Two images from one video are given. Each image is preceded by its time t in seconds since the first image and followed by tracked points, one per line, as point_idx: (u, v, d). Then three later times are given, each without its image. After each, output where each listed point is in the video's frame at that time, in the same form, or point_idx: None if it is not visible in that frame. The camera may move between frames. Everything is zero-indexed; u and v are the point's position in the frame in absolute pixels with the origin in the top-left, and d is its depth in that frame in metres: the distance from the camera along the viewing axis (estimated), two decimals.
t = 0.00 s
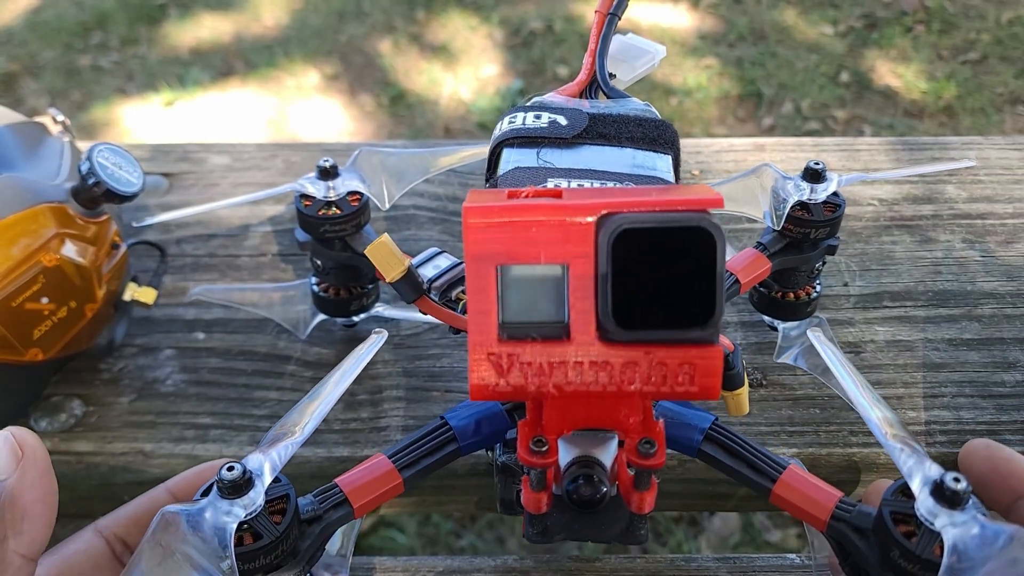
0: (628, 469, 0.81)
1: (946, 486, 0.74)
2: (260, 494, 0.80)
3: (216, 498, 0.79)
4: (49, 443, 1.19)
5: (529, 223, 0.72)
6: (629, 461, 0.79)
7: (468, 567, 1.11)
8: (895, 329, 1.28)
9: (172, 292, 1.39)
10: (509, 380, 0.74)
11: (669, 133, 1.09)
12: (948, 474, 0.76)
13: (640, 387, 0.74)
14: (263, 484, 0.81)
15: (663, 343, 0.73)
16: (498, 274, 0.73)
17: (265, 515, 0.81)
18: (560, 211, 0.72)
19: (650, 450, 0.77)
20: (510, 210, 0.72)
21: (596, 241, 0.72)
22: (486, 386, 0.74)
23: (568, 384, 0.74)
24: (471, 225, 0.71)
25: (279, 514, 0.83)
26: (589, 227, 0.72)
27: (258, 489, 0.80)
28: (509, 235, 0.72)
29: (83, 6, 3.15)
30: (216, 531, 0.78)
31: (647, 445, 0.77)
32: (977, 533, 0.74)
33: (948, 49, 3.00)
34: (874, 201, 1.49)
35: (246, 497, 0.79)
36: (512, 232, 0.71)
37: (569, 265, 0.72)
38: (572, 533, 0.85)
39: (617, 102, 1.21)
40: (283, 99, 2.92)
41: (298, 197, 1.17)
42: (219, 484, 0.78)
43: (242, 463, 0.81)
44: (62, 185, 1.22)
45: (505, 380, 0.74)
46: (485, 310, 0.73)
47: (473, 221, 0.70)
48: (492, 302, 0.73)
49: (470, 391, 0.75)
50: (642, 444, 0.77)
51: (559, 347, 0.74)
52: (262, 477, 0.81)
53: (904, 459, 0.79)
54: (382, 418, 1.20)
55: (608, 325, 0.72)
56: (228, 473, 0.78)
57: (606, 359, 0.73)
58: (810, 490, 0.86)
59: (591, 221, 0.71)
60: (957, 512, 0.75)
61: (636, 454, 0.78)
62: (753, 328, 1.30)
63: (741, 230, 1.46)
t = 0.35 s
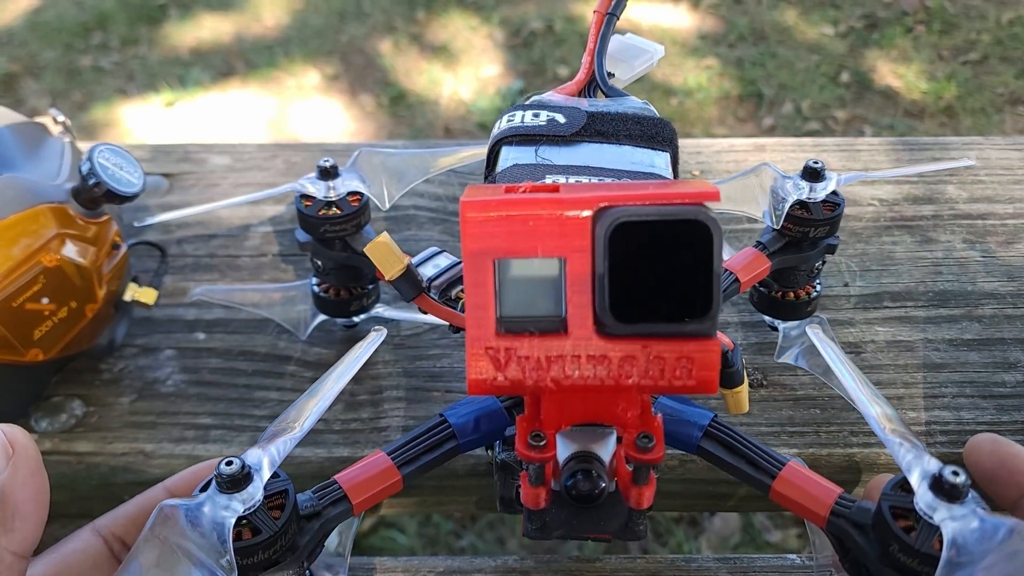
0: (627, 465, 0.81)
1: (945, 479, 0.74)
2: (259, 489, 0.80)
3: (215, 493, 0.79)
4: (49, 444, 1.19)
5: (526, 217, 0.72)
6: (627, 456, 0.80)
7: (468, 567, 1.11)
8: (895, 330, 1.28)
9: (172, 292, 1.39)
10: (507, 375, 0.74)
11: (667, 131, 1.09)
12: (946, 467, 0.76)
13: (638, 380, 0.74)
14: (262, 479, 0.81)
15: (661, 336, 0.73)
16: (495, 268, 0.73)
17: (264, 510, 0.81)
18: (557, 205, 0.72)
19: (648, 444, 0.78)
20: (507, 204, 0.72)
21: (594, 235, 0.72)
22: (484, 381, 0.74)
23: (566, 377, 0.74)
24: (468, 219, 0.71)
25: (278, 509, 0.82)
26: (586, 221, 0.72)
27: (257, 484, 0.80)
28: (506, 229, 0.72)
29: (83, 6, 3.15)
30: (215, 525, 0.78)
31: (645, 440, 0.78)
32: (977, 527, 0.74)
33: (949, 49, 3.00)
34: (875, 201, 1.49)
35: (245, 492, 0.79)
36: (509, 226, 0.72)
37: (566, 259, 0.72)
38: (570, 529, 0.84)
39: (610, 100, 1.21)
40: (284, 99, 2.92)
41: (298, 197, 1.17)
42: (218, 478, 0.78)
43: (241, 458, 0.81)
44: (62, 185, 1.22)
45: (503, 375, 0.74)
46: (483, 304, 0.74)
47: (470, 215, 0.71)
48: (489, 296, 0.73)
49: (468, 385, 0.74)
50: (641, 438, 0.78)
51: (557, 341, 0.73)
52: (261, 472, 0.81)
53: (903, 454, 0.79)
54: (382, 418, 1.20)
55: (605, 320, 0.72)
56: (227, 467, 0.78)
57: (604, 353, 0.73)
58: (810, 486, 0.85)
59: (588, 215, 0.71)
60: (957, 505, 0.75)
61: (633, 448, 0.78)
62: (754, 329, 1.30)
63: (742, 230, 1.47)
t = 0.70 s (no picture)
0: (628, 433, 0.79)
1: (948, 441, 0.73)
2: (256, 457, 0.78)
3: (211, 460, 0.77)
4: (49, 444, 1.19)
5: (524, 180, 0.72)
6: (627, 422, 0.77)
7: (468, 567, 1.11)
8: (896, 330, 1.28)
9: (172, 292, 1.39)
10: (505, 337, 0.74)
11: (663, 114, 1.08)
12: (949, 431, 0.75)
13: (637, 342, 0.73)
14: (258, 449, 0.79)
15: (660, 297, 0.73)
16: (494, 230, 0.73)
17: (260, 479, 0.79)
18: (555, 166, 0.72)
19: (648, 409, 0.75)
20: (505, 166, 0.72)
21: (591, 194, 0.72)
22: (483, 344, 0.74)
23: (565, 341, 0.74)
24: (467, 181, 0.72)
25: (274, 480, 0.81)
26: (583, 182, 0.72)
27: (254, 452, 0.78)
28: (504, 191, 0.72)
29: (84, 7, 3.15)
30: (211, 492, 0.76)
31: (644, 404, 0.76)
32: (983, 489, 0.73)
33: (949, 49, 3.00)
34: (875, 201, 1.50)
35: (241, 459, 0.77)
36: (506, 188, 0.72)
37: (564, 221, 0.72)
38: (571, 502, 0.82)
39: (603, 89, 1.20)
40: (284, 99, 2.92)
41: (300, 193, 1.17)
42: (214, 444, 0.77)
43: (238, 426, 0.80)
44: (63, 186, 1.23)
45: (502, 338, 0.74)
46: (481, 267, 0.74)
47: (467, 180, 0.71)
48: (488, 259, 0.73)
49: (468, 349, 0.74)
50: (640, 403, 0.76)
51: (556, 304, 0.73)
52: (257, 442, 0.80)
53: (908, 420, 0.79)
54: (383, 419, 1.20)
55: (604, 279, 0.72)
56: (223, 433, 0.77)
57: (602, 314, 0.73)
58: (811, 460, 0.84)
59: (584, 176, 0.71)
60: (961, 468, 0.74)
61: (633, 414, 0.76)
62: (755, 329, 1.30)
63: (741, 230, 1.45)
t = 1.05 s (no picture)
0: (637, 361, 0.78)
1: (959, 358, 0.72)
2: (257, 386, 0.78)
3: (211, 386, 0.77)
4: (49, 445, 1.17)
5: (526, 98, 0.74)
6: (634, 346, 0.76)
7: (468, 568, 1.10)
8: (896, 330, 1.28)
9: (172, 292, 1.39)
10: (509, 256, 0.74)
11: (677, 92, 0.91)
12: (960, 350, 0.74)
13: (641, 259, 0.75)
14: (259, 378, 0.79)
15: (663, 212, 0.74)
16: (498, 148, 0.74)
17: (261, 408, 0.79)
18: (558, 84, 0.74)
19: (654, 330, 0.73)
20: (509, 84, 0.74)
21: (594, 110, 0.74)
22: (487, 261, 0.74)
23: (569, 258, 0.75)
24: (471, 98, 0.74)
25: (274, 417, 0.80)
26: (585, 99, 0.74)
27: (256, 381, 0.78)
28: (509, 109, 0.74)
29: (84, 7, 3.15)
30: (210, 418, 0.76)
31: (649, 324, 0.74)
32: (999, 405, 0.71)
33: (949, 49, 2.99)
34: (876, 202, 1.49)
35: (241, 385, 0.77)
36: (510, 107, 0.74)
37: (566, 137, 0.74)
38: (578, 440, 0.80)
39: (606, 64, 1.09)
40: (284, 99, 2.92)
41: (304, 181, 1.19)
42: (214, 369, 0.76)
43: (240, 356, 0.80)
44: (62, 185, 1.22)
45: (507, 257, 0.75)
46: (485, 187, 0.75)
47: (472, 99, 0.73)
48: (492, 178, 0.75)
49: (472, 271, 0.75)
50: (645, 325, 0.74)
51: (560, 221, 0.75)
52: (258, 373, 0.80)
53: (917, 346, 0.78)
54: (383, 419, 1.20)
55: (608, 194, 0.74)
56: (223, 357, 0.77)
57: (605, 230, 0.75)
58: (822, 402, 0.84)
59: (586, 93, 0.74)
60: (977, 385, 0.72)
61: (638, 335, 0.74)
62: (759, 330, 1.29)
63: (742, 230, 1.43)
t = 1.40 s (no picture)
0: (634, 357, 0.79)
1: (956, 355, 0.72)
2: (254, 380, 0.78)
3: (208, 380, 0.77)
4: (49, 445, 1.18)
5: (523, 93, 0.74)
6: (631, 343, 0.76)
7: (468, 568, 1.11)
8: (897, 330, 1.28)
9: (172, 293, 1.39)
10: (507, 253, 0.75)
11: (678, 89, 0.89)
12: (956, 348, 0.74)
13: (638, 256, 0.74)
14: (256, 372, 0.79)
15: (660, 208, 0.74)
16: (495, 144, 0.74)
17: (259, 403, 0.79)
18: (554, 80, 0.74)
19: (650, 327, 0.73)
20: (506, 80, 0.74)
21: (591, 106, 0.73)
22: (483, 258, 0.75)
23: (565, 255, 0.75)
24: (468, 94, 0.74)
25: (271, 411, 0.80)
26: (582, 93, 0.74)
27: (253, 375, 0.78)
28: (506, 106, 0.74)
29: (84, 7, 3.15)
30: (207, 412, 0.76)
31: (646, 321, 0.74)
32: (994, 403, 0.71)
33: (949, 49, 2.99)
34: (876, 202, 1.49)
35: (239, 380, 0.77)
36: (506, 101, 0.74)
37: (563, 132, 0.74)
38: (574, 438, 0.80)
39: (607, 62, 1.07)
40: (284, 99, 2.92)
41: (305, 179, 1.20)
42: (212, 364, 0.76)
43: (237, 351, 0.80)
44: (62, 186, 1.22)
45: (504, 253, 0.75)
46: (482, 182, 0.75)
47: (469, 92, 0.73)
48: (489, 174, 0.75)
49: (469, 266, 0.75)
50: (642, 321, 0.74)
51: (556, 216, 0.75)
52: (255, 367, 0.80)
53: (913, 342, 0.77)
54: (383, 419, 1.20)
55: (604, 189, 0.73)
56: (221, 352, 0.77)
57: (602, 226, 0.74)
58: (819, 401, 0.84)
59: (583, 87, 0.73)
60: (972, 383, 0.71)
61: (635, 332, 0.74)
62: (758, 331, 1.29)
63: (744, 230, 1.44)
